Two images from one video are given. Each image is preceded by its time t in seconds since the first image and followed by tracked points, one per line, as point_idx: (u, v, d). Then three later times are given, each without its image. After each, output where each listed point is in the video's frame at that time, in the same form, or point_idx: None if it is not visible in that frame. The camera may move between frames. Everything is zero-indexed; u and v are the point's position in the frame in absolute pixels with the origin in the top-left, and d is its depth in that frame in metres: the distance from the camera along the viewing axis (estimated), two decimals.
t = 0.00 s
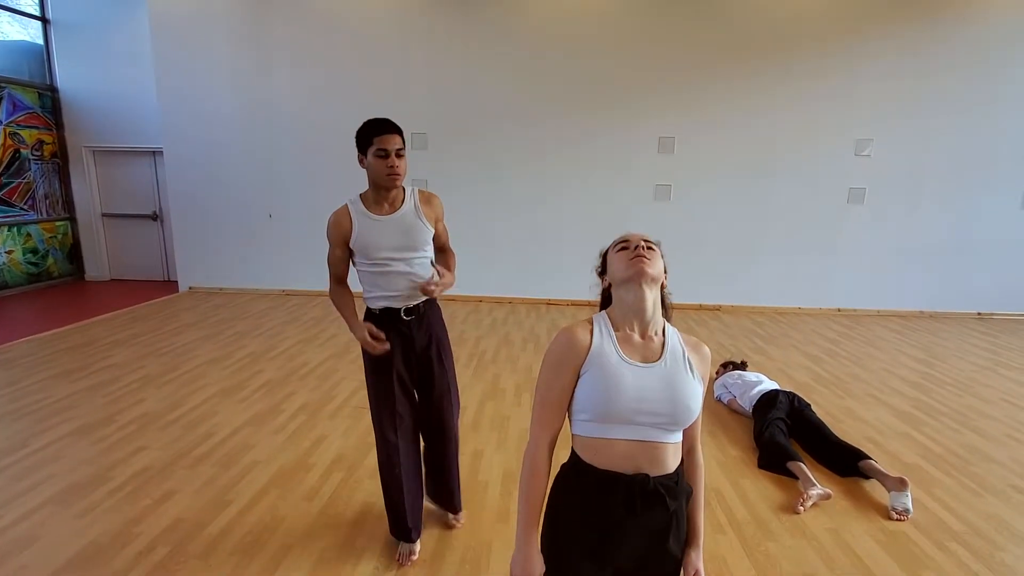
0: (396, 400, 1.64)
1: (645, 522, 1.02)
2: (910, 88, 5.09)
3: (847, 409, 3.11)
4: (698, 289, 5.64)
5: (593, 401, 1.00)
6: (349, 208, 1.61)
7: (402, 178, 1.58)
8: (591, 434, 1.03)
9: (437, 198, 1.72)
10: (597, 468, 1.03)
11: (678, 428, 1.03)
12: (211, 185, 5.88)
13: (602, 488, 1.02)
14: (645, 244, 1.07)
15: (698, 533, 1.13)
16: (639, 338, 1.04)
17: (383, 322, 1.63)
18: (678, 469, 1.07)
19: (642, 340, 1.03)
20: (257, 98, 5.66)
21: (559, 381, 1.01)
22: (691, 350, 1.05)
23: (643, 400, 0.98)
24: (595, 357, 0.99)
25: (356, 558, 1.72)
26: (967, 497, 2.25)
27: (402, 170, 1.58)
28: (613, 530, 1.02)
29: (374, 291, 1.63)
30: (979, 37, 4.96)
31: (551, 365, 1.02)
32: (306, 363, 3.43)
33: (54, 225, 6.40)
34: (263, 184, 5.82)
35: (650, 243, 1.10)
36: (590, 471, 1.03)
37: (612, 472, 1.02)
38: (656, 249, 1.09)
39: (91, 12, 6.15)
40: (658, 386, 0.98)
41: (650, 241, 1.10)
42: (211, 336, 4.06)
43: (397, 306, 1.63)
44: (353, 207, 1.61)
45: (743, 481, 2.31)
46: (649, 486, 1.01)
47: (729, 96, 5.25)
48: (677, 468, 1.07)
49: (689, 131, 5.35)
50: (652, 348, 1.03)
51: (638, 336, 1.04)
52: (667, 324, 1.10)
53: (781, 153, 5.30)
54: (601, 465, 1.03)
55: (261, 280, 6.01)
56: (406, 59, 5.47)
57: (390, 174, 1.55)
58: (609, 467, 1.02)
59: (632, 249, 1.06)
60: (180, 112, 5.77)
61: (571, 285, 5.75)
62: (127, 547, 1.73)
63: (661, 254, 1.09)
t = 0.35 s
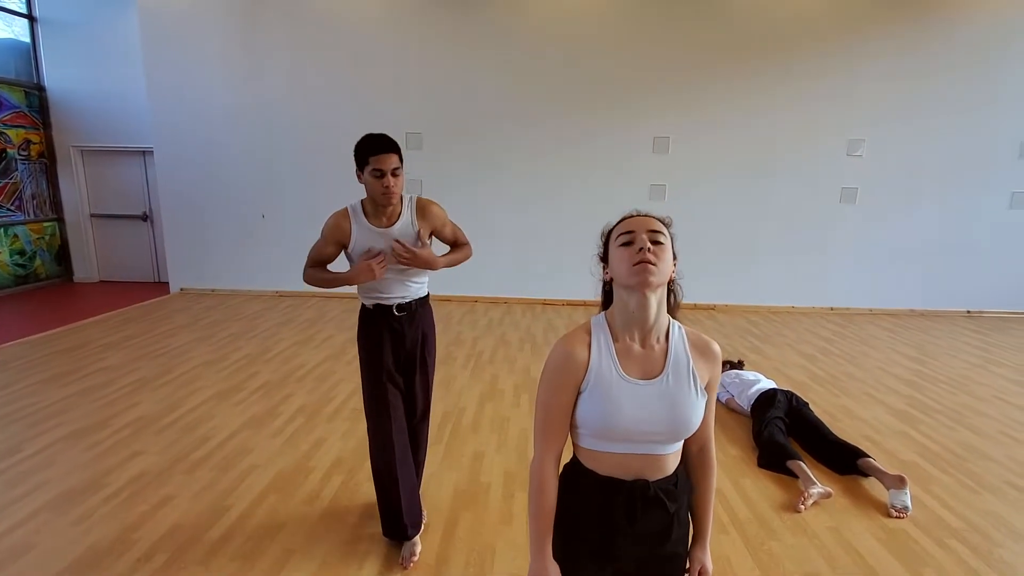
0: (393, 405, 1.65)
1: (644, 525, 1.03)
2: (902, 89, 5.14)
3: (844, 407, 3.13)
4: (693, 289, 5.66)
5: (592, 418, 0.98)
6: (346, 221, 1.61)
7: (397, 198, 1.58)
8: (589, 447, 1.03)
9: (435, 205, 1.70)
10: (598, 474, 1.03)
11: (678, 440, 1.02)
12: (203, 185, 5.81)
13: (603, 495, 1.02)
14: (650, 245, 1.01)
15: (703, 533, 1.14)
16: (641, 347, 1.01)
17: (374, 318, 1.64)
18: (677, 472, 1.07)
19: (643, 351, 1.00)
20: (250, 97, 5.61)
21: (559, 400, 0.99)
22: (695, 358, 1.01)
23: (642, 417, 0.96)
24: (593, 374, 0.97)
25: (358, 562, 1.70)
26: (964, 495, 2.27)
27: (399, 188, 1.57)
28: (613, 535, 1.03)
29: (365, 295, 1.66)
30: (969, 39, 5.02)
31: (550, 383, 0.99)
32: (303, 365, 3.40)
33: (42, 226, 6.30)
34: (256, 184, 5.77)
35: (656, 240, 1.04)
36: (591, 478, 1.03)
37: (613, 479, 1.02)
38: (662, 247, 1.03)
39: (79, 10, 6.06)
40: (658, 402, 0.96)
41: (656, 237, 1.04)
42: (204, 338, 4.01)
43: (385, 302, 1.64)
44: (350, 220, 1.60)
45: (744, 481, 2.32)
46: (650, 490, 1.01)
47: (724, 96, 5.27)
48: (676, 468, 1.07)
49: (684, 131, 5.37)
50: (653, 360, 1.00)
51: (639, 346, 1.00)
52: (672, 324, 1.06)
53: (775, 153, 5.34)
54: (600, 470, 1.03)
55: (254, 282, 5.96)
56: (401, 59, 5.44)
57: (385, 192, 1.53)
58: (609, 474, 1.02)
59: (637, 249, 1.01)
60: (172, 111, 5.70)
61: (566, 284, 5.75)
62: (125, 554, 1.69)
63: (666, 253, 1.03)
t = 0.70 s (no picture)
0: (381, 410, 1.65)
1: (631, 527, 1.03)
2: (893, 88, 5.18)
3: (841, 406, 3.15)
4: (689, 288, 5.68)
5: (579, 432, 0.97)
6: (341, 239, 1.59)
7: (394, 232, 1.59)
8: (576, 451, 1.02)
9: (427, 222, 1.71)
10: (588, 479, 1.02)
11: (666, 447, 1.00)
12: (196, 185, 5.76)
13: (590, 499, 1.02)
14: (642, 261, 0.95)
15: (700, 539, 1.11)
16: (628, 360, 0.98)
17: (361, 317, 1.63)
18: (665, 473, 1.06)
19: (630, 363, 0.97)
20: (245, 96, 5.57)
21: (546, 416, 0.96)
22: (686, 370, 0.97)
23: (628, 432, 0.95)
24: (579, 391, 0.95)
25: (360, 566, 1.68)
26: (962, 492, 2.29)
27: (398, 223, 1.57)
28: (602, 536, 1.04)
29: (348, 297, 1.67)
30: (961, 40, 5.06)
31: (536, 397, 0.97)
32: (300, 367, 3.37)
33: (32, 227, 6.21)
34: (251, 184, 5.72)
35: (650, 251, 0.98)
36: (578, 482, 1.03)
37: (601, 483, 1.01)
38: (654, 259, 0.98)
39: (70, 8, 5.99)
40: (643, 418, 0.95)
41: (649, 248, 0.98)
42: (200, 339, 3.97)
43: (369, 297, 1.63)
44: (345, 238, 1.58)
45: (745, 480, 2.32)
46: (636, 494, 1.01)
47: (719, 96, 5.29)
48: (663, 469, 1.07)
49: (679, 131, 5.38)
50: (640, 373, 0.97)
51: (627, 358, 0.97)
52: (662, 328, 1.02)
53: (772, 153, 5.36)
54: (586, 473, 1.03)
55: (249, 282, 5.91)
56: (398, 58, 5.41)
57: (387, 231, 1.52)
58: (599, 479, 1.02)
59: (629, 266, 0.95)
60: (165, 111, 5.65)
61: (563, 284, 5.74)
62: (124, 560, 1.67)
63: (658, 264, 0.98)
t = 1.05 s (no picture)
0: (358, 411, 1.64)
1: (631, 528, 1.02)
2: (889, 88, 5.21)
3: (839, 405, 3.16)
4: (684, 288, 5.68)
5: (576, 444, 0.96)
6: (328, 257, 1.59)
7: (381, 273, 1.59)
8: (574, 458, 1.01)
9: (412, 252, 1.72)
10: (587, 481, 1.02)
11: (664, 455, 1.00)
12: (191, 185, 5.71)
13: (588, 501, 1.01)
14: (642, 287, 0.91)
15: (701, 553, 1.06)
16: (625, 375, 0.94)
17: (335, 324, 1.62)
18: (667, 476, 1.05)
19: (628, 378, 0.94)
20: (240, 94, 5.52)
21: (543, 432, 0.93)
22: (686, 382, 0.94)
23: (625, 445, 0.95)
24: (576, 407, 0.93)
25: (361, 570, 1.66)
26: (961, 490, 2.29)
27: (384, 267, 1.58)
28: (603, 539, 1.03)
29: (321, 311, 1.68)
30: (956, 40, 5.10)
31: (532, 414, 0.93)
32: (297, 368, 3.34)
33: (23, 227, 6.14)
34: (245, 183, 5.68)
35: (651, 269, 0.93)
36: (577, 485, 1.03)
37: (600, 486, 1.01)
38: (656, 279, 0.93)
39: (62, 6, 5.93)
40: (640, 432, 0.93)
41: (651, 266, 0.93)
42: (195, 340, 3.94)
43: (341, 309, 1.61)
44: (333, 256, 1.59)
45: (746, 480, 2.32)
46: (634, 495, 1.01)
47: (716, 96, 5.30)
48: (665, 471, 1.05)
49: (676, 131, 5.39)
50: (638, 387, 0.94)
51: (624, 372, 0.94)
52: (661, 336, 0.98)
53: (768, 154, 5.38)
54: (587, 478, 1.02)
55: (244, 283, 5.87)
56: (395, 58, 5.39)
57: (371, 277, 1.54)
58: (598, 482, 1.01)
59: (629, 292, 0.91)
60: (159, 110, 5.59)
61: (560, 284, 5.74)
62: (122, 565, 1.65)
63: (660, 283, 0.93)
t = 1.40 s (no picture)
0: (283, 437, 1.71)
1: (650, 517, 1.03)
2: (880, 88, 5.24)
3: (836, 403, 3.17)
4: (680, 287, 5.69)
5: (593, 436, 0.96)
6: (292, 305, 1.62)
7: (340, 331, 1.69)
8: (593, 448, 1.00)
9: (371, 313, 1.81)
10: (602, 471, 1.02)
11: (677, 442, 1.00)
12: (184, 184, 5.66)
13: (608, 491, 1.01)
14: (657, 298, 0.88)
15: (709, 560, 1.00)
16: (640, 369, 0.93)
17: (281, 368, 1.67)
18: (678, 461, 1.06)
19: (643, 372, 0.93)
20: (234, 93, 5.48)
21: (563, 431, 0.91)
22: (701, 372, 0.93)
23: (641, 435, 0.95)
24: (592, 402, 0.92)
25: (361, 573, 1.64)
26: (959, 488, 2.31)
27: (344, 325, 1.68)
28: (623, 529, 1.03)
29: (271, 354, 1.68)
30: (947, 42, 5.14)
31: (550, 414, 0.91)
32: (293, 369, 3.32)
33: (12, 228, 6.06)
34: (239, 183, 5.64)
35: (667, 275, 0.91)
36: (596, 477, 1.02)
37: (619, 475, 1.01)
38: (671, 285, 0.91)
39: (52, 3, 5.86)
40: (656, 423, 0.94)
41: (667, 273, 0.91)
42: (189, 342, 3.90)
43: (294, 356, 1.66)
44: (297, 302, 1.62)
45: (745, 479, 2.32)
46: (653, 481, 1.01)
47: (711, 96, 5.32)
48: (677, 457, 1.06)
49: (671, 131, 5.39)
50: (652, 379, 0.93)
51: (639, 365, 0.93)
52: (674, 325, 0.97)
53: (763, 154, 5.40)
54: (606, 468, 1.02)
55: (237, 284, 5.82)
56: (390, 57, 5.37)
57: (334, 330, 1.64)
58: (614, 471, 1.01)
59: (644, 302, 0.88)
60: (150, 111, 5.54)
61: (556, 285, 5.74)
62: (119, 569, 1.62)
63: (675, 289, 0.91)
